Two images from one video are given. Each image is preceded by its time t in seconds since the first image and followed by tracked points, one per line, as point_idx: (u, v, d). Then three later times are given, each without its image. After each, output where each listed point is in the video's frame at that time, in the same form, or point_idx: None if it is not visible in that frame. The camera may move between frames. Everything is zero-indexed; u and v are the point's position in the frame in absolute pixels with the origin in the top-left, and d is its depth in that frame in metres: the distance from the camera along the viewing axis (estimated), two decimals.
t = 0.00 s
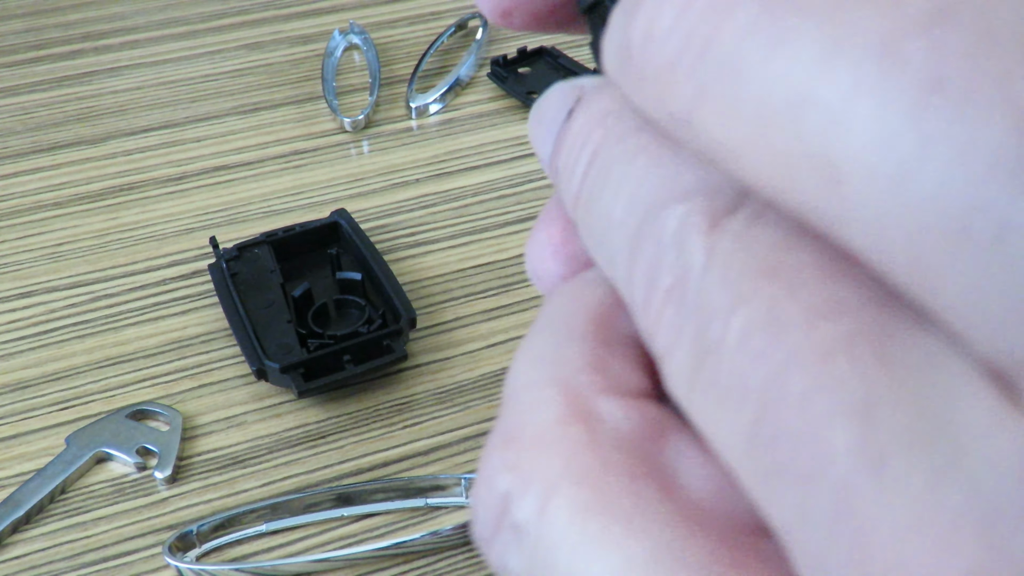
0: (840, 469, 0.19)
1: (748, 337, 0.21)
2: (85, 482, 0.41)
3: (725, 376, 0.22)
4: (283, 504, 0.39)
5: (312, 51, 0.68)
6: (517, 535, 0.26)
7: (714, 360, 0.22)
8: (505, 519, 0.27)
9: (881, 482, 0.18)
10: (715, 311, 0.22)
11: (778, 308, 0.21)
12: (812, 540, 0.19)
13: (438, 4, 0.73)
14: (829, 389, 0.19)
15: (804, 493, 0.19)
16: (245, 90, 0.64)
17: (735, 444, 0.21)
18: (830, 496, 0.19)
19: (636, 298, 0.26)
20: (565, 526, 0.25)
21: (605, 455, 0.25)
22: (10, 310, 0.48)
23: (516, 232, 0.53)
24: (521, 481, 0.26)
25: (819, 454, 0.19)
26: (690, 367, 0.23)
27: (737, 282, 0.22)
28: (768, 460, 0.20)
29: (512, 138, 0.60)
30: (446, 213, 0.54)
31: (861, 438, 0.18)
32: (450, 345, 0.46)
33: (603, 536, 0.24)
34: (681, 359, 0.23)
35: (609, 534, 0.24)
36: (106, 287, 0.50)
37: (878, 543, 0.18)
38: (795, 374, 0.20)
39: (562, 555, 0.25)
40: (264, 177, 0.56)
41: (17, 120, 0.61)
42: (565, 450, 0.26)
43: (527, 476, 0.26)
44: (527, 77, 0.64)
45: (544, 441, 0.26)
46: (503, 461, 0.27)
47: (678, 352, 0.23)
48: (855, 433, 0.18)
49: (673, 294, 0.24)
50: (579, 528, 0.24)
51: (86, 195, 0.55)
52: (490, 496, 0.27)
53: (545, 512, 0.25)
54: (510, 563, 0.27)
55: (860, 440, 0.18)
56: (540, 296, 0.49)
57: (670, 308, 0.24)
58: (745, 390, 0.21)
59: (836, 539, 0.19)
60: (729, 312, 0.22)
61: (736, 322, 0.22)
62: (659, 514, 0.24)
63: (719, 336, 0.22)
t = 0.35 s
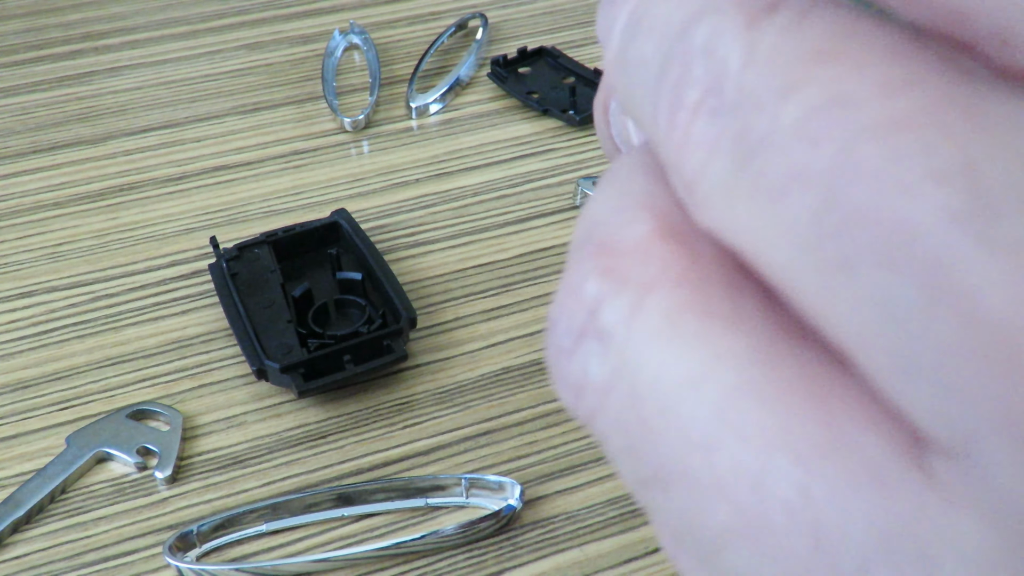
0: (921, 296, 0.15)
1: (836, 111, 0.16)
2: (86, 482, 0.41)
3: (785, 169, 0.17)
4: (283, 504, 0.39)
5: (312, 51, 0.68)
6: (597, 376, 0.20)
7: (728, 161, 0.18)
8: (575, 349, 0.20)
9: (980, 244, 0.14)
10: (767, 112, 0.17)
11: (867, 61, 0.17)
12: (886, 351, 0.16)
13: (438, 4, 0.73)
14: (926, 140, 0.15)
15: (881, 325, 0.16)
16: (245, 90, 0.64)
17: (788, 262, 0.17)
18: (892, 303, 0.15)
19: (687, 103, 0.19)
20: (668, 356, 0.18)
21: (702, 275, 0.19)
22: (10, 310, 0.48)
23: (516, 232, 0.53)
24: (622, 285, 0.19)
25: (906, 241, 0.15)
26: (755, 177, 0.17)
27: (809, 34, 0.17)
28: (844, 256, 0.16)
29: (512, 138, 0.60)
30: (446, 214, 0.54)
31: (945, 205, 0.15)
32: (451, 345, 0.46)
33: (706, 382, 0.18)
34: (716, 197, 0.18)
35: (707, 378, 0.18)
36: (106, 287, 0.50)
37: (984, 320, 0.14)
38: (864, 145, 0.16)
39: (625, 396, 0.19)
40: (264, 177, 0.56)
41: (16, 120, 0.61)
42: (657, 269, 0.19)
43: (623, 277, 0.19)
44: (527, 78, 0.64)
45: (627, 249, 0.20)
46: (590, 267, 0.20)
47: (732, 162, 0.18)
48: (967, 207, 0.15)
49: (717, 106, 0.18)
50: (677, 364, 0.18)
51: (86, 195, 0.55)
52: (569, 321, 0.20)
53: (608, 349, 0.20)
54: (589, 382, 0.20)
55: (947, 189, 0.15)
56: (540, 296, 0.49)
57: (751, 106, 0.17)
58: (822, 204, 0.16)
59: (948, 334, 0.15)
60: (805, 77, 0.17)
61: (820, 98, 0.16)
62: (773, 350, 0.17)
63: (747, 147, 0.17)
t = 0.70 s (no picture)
0: (875, 529, 0.14)
1: (778, 376, 0.15)
2: (86, 482, 0.41)
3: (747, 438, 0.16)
4: (283, 504, 0.39)
5: (313, 51, 0.68)
6: None
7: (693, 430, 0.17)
8: (599, 571, 0.20)
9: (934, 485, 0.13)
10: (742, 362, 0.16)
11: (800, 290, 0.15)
12: None
13: (438, 5, 0.73)
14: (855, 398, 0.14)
15: None
16: (245, 90, 0.64)
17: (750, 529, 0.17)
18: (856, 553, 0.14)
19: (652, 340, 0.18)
20: None
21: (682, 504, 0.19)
22: (10, 310, 0.48)
23: (516, 232, 0.53)
24: (622, 532, 0.20)
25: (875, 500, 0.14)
26: (713, 436, 0.17)
27: (727, 243, 0.17)
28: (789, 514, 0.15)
29: (513, 138, 0.60)
30: (446, 214, 0.54)
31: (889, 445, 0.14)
32: (451, 345, 0.46)
33: None
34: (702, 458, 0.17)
35: None
36: (106, 288, 0.50)
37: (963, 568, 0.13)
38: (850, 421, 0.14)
39: None
40: (264, 177, 0.56)
41: (16, 120, 0.61)
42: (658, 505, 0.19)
43: (633, 521, 0.20)
44: (527, 77, 0.64)
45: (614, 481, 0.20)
46: (601, 495, 0.20)
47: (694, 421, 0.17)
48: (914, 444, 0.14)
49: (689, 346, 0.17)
50: None
51: (86, 195, 0.55)
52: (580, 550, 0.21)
53: None
54: None
55: (900, 449, 0.14)
56: (540, 296, 0.49)
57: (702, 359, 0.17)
58: (783, 465, 0.15)
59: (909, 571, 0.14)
60: (755, 313, 0.16)
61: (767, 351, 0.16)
62: None
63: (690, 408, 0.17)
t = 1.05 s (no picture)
0: (963, 334, 0.17)
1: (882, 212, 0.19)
2: (86, 482, 0.41)
3: (795, 255, 0.20)
4: (283, 504, 0.39)
5: (313, 51, 0.68)
6: (644, 502, 0.22)
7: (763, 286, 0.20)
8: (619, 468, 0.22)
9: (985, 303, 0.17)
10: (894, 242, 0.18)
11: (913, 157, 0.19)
12: (923, 387, 0.17)
13: (438, 4, 0.73)
14: (948, 239, 0.17)
15: (906, 401, 0.18)
16: (245, 90, 0.64)
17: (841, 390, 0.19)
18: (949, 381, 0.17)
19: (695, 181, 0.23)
20: (720, 477, 0.20)
21: (733, 383, 0.21)
22: (9, 310, 0.48)
23: (516, 232, 0.53)
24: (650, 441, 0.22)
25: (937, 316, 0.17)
26: (828, 297, 0.19)
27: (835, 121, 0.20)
28: (887, 348, 0.18)
29: (513, 138, 0.60)
30: (446, 214, 0.54)
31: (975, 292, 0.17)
32: (451, 345, 0.46)
33: (738, 490, 0.20)
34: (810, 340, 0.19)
35: (748, 484, 0.20)
36: (106, 287, 0.50)
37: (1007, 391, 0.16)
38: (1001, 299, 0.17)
39: (685, 506, 0.21)
40: (264, 177, 0.56)
41: (16, 120, 0.61)
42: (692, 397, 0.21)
43: (668, 423, 0.21)
44: (527, 77, 0.64)
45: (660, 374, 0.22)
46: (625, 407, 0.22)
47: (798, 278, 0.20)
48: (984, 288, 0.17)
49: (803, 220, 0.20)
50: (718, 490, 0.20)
51: (86, 194, 0.55)
52: (591, 456, 0.23)
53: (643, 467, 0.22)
54: (627, 523, 0.22)
55: None
56: (540, 296, 0.49)
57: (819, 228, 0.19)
58: (881, 315, 0.18)
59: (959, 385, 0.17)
60: (871, 201, 0.19)
61: (867, 211, 0.19)
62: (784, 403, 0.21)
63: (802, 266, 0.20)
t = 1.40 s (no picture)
0: (982, 194, 0.15)
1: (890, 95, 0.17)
2: (86, 482, 0.41)
3: (812, 124, 0.18)
4: (283, 504, 0.39)
5: (313, 51, 0.68)
6: (643, 410, 0.20)
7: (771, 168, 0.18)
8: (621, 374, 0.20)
9: None
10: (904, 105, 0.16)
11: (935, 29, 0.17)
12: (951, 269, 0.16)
13: (438, 5, 0.73)
14: (975, 99, 0.16)
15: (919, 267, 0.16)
16: (245, 90, 0.64)
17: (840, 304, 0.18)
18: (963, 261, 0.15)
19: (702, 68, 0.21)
20: (730, 370, 0.18)
21: (740, 287, 0.19)
22: (10, 310, 0.48)
23: (516, 232, 0.53)
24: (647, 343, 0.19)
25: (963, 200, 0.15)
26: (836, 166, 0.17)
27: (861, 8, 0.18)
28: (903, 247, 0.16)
29: (513, 138, 0.60)
30: (446, 214, 0.54)
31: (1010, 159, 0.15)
32: (451, 345, 0.46)
33: (744, 391, 0.18)
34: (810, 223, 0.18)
35: (755, 386, 0.18)
36: (106, 288, 0.50)
37: None
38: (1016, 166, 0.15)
39: (683, 409, 0.19)
40: (264, 177, 0.56)
41: (16, 120, 0.61)
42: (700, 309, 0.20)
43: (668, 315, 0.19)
44: (527, 77, 0.64)
45: (656, 266, 0.20)
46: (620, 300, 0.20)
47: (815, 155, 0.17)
48: None
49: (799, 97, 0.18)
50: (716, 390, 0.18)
51: (86, 195, 0.55)
52: (591, 360, 0.21)
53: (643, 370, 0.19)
54: (627, 434, 0.20)
55: None
56: (540, 296, 0.49)
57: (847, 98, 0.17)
58: (901, 174, 0.16)
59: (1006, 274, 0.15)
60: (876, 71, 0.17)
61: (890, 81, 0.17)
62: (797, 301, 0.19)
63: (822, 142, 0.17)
